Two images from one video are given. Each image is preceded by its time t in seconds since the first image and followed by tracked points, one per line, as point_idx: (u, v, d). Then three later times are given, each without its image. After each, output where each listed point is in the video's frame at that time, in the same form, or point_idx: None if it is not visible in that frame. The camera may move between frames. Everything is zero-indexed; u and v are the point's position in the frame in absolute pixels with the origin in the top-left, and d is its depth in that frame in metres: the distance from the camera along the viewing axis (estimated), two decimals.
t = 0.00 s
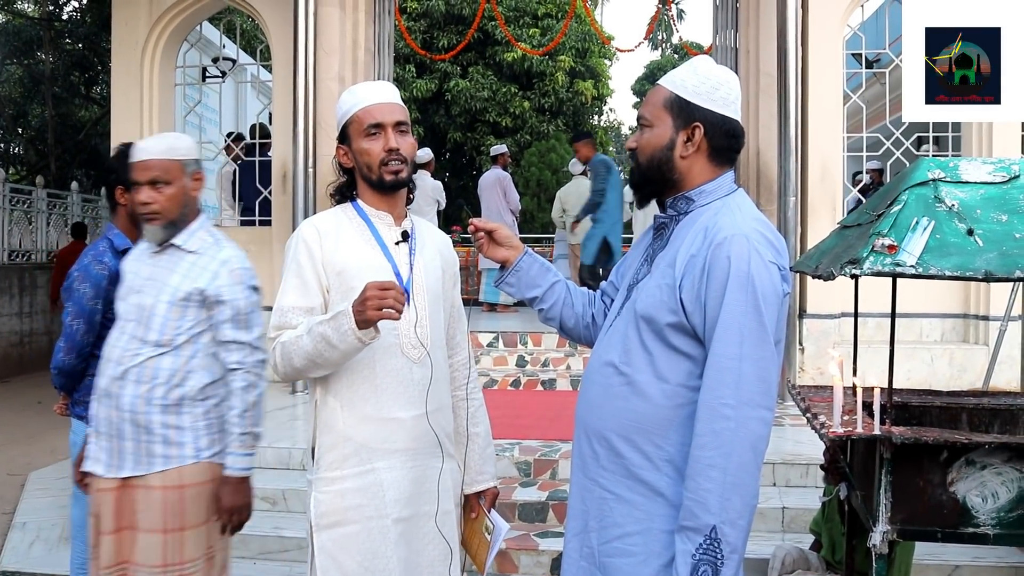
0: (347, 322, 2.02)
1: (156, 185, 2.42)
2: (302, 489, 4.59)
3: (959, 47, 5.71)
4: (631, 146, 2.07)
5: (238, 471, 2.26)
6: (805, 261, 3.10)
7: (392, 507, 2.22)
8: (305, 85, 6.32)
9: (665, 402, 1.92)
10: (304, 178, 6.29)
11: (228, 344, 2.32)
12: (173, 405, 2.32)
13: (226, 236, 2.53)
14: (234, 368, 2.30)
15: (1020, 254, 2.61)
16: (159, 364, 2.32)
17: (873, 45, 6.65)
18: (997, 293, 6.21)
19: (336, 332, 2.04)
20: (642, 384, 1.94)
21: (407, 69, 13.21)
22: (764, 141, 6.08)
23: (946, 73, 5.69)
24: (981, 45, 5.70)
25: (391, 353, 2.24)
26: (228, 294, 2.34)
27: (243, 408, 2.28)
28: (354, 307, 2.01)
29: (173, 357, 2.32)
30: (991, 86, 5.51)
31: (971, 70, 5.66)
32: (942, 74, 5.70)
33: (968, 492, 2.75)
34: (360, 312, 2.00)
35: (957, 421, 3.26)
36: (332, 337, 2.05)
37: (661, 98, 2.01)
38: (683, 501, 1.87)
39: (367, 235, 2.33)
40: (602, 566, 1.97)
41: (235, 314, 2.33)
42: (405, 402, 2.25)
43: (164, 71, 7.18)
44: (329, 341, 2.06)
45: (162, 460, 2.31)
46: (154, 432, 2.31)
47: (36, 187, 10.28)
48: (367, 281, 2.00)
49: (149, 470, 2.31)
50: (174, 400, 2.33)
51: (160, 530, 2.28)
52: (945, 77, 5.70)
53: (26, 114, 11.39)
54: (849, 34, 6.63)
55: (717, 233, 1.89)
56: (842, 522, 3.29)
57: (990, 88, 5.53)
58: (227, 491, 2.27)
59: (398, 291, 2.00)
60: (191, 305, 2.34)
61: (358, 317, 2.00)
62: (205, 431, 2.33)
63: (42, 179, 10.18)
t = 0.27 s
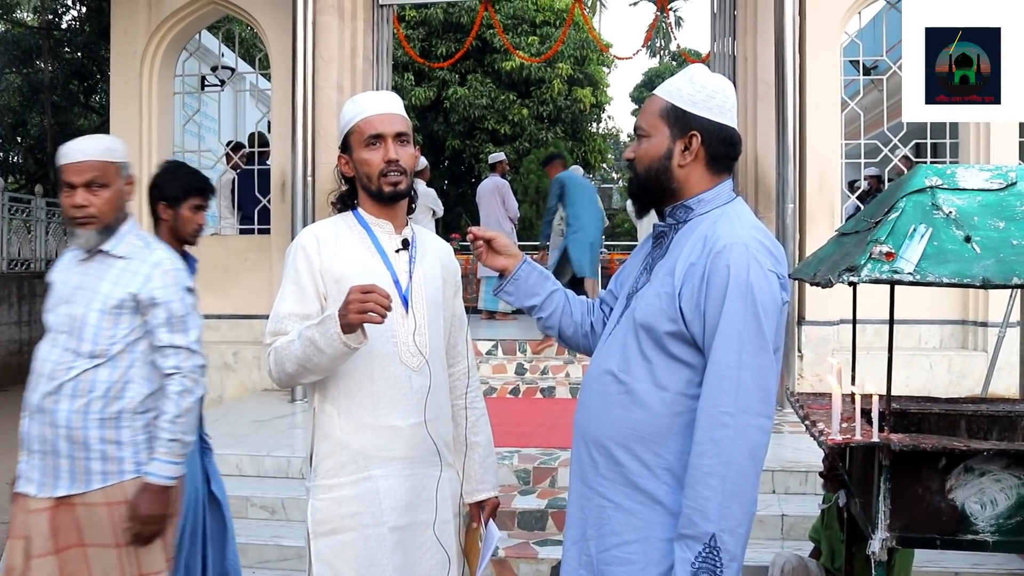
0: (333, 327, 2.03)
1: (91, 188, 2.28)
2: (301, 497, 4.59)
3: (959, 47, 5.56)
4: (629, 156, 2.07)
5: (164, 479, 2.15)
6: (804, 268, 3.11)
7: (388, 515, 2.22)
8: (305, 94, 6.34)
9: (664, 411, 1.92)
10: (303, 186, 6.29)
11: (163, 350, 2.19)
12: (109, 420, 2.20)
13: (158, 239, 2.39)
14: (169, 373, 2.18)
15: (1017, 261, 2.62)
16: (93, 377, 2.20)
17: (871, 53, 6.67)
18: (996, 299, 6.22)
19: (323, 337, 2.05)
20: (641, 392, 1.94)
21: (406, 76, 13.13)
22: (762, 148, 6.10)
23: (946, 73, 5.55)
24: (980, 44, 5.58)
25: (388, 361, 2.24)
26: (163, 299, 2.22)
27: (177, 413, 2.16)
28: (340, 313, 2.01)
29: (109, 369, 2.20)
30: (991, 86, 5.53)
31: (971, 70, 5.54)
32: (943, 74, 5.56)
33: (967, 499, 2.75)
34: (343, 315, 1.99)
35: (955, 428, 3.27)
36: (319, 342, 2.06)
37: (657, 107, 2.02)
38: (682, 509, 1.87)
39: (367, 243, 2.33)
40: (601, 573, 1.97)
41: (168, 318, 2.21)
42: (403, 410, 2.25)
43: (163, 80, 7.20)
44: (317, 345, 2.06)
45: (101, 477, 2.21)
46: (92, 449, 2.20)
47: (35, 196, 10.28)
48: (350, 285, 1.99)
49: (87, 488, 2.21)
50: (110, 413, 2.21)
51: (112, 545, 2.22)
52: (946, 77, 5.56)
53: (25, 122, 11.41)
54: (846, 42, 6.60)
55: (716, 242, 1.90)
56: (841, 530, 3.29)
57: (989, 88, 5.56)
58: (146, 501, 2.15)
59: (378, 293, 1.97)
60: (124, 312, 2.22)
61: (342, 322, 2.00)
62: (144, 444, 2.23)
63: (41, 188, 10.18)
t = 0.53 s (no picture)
0: (326, 323, 2.04)
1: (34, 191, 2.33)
2: (299, 498, 4.59)
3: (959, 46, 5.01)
4: (629, 157, 2.08)
5: (94, 484, 2.23)
6: (801, 270, 3.11)
7: (385, 514, 2.23)
8: (304, 96, 6.35)
9: (663, 412, 1.92)
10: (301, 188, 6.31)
11: (83, 354, 2.28)
12: (27, 428, 2.23)
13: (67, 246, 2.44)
14: (91, 378, 2.28)
15: (1014, 264, 2.62)
16: (9, 386, 2.22)
17: (869, 55, 6.66)
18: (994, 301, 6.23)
19: (317, 333, 2.06)
20: (640, 394, 1.95)
21: (405, 78, 13.19)
22: (761, 151, 6.08)
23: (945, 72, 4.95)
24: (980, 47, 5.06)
25: (386, 361, 2.25)
26: (88, 304, 2.32)
27: (103, 417, 2.27)
28: (333, 310, 2.02)
29: (27, 378, 2.24)
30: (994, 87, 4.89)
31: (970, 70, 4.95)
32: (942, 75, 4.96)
33: (964, 501, 2.75)
34: (336, 311, 2.00)
35: (953, 430, 3.27)
36: (313, 338, 2.07)
37: (658, 109, 2.02)
38: (681, 511, 1.87)
39: (367, 243, 2.34)
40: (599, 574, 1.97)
41: (91, 322, 2.31)
42: (401, 410, 2.25)
43: (162, 81, 7.19)
44: (311, 342, 2.07)
45: (18, 488, 2.22)
46: (9, 458, 2.21)
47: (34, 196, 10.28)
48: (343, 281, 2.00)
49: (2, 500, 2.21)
50: (25, 422, 2.24)
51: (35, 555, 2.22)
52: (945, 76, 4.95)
53: (24, 123, 11.41)
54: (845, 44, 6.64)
55: (716, 244, 1.90)
56: (838, 531, 3.29)
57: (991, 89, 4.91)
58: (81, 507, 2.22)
59: (371, 288, 1.98)
60: (44, 318, 2.27)
61: (335, 319, 2.01)
62: (61, 450, 2.27)
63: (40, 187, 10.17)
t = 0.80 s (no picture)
0: (321, 326, 2.03)
1: None
2: (297, 498, 4.58)
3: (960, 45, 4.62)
4: (629, 157, 2.08)
5: (20, 482, 2.00)
6: (798, 270, 3.12)
7: (383, 513, 2.23)
8: (300, 97, 6.35)
9: (660, 411, 1.93)
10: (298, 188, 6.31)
11: (4, 347, 1.99)
12: None
13: None
14: (13, 373, 1.99)
15: (1011, 264, 2.63)
16: None
17: (866, 56, 6.68)
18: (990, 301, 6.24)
19: (312, 335, 2.05)
20: (638, 393, 1.95)
21: (403, 77, 13.20)
22: (758, 151, 6.07)
23: (945, 72, 4.54)
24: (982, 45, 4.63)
25: (385, 361, 2.25)
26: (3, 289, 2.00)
27: (27, 415, 2.00)
28: (326, 313, 2.02)
29: None
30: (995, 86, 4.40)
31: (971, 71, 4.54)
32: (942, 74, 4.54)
33: (960, 501, 2.76)
34: (329, 315, 1.99)
35: (949, 430, 3.28)
36: (308, 340, 2.06)
37: (657, 109, 2.02)
38: (677, 510, 1.88)
39: (366, 243, 2.34)
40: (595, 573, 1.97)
41: (13, 313, 2.00)
42: (400, 410, 2.26)
43: (159, 81, 7.19)
44: (306, 344, 2.07)
45: None
46: None
47: (31, 196, 10.27)
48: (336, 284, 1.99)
49: None
50: None
51: None
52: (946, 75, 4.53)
53: (21, 122, 11.39)
54: (842, 45, 6.67)
55: (713, 244, 1.91)
56: (835, 530, 3.30)
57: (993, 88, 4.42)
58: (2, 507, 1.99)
59: (363, 293, 1.96)
60: None
61: (328, 322, 2.01)
62: None
63: (38, 187, 10.16)
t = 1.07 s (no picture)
0: (313, 317, 2.03)
1: None
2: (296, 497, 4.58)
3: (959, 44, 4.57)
4: (627, 156, 2.08)
5: None
6: (796, 269, 3.12)
7: (382, 511, 2.23)
8: (298, 95, 6.35)
9: (658, 410, 1.93)
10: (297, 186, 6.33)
11: None
12: None
13: None
14: None
15: (1008, 263, 2.64)
16: None
17: (865, 55, 6.68)
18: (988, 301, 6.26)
19: (305, 327, 2.05)
20: (635, 392, 1.95)
21: (402, 76, 13.21)
22: (757, 150, 6.07)
23: (945, 72, 4.44)
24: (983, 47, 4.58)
25: (385, 358, 2.25)
26: None
27: None
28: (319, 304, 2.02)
29: None
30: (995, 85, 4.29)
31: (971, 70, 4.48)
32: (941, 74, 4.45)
33: (957, 500, 2.76)
34: (321, 303, 1.99)
35: (947, 429, 3.28)
36: (301, 332, 2.06)
37: (656, 108, 2.03)
38: (675, 509, 1.88)
39: (366, 241, 2.34)
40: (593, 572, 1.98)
41: None
42: (399, 408, 2.26)
43: (158, 80, 7.19)
44: (300, 337, 2.07)
45: None
46: None
47: (29, 195, 10.26)
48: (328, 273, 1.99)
49: None
50: None
51: None
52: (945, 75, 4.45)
53: (20, 121, 11.37)
54: (841, 44, 6.67)
55: (711, 243, 1.91)
56: (833, 529, 3.30)
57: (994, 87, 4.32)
58: None
59: (354, 279, 1.96)
60: None
61: (320, 312, 2.01)
62: None
63: (36, 185, 10.14)
